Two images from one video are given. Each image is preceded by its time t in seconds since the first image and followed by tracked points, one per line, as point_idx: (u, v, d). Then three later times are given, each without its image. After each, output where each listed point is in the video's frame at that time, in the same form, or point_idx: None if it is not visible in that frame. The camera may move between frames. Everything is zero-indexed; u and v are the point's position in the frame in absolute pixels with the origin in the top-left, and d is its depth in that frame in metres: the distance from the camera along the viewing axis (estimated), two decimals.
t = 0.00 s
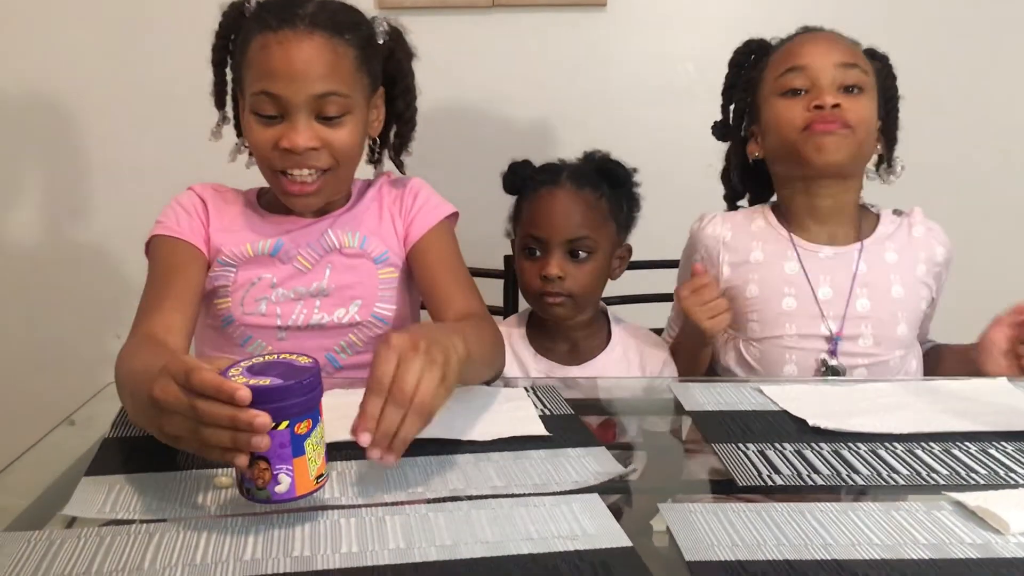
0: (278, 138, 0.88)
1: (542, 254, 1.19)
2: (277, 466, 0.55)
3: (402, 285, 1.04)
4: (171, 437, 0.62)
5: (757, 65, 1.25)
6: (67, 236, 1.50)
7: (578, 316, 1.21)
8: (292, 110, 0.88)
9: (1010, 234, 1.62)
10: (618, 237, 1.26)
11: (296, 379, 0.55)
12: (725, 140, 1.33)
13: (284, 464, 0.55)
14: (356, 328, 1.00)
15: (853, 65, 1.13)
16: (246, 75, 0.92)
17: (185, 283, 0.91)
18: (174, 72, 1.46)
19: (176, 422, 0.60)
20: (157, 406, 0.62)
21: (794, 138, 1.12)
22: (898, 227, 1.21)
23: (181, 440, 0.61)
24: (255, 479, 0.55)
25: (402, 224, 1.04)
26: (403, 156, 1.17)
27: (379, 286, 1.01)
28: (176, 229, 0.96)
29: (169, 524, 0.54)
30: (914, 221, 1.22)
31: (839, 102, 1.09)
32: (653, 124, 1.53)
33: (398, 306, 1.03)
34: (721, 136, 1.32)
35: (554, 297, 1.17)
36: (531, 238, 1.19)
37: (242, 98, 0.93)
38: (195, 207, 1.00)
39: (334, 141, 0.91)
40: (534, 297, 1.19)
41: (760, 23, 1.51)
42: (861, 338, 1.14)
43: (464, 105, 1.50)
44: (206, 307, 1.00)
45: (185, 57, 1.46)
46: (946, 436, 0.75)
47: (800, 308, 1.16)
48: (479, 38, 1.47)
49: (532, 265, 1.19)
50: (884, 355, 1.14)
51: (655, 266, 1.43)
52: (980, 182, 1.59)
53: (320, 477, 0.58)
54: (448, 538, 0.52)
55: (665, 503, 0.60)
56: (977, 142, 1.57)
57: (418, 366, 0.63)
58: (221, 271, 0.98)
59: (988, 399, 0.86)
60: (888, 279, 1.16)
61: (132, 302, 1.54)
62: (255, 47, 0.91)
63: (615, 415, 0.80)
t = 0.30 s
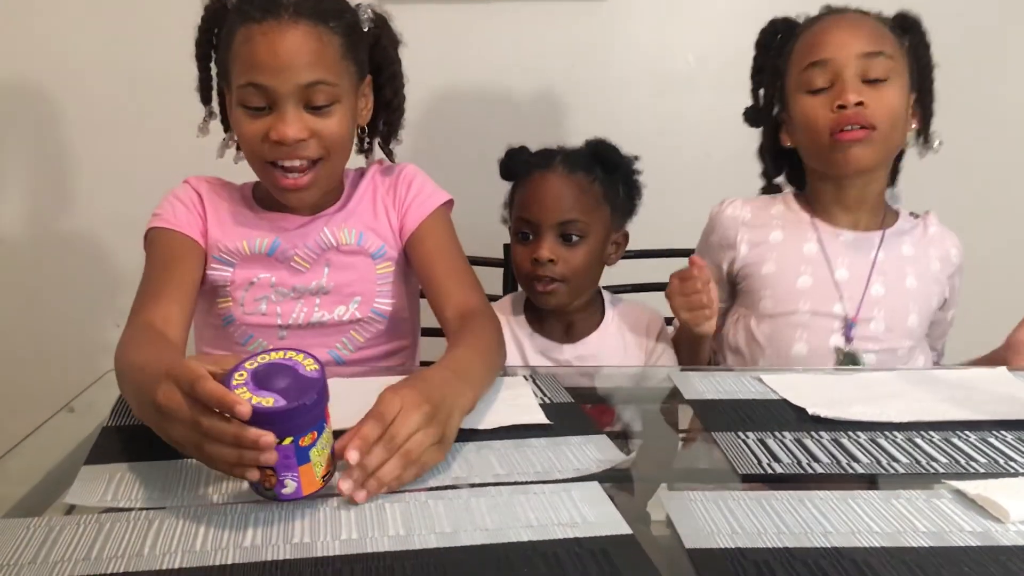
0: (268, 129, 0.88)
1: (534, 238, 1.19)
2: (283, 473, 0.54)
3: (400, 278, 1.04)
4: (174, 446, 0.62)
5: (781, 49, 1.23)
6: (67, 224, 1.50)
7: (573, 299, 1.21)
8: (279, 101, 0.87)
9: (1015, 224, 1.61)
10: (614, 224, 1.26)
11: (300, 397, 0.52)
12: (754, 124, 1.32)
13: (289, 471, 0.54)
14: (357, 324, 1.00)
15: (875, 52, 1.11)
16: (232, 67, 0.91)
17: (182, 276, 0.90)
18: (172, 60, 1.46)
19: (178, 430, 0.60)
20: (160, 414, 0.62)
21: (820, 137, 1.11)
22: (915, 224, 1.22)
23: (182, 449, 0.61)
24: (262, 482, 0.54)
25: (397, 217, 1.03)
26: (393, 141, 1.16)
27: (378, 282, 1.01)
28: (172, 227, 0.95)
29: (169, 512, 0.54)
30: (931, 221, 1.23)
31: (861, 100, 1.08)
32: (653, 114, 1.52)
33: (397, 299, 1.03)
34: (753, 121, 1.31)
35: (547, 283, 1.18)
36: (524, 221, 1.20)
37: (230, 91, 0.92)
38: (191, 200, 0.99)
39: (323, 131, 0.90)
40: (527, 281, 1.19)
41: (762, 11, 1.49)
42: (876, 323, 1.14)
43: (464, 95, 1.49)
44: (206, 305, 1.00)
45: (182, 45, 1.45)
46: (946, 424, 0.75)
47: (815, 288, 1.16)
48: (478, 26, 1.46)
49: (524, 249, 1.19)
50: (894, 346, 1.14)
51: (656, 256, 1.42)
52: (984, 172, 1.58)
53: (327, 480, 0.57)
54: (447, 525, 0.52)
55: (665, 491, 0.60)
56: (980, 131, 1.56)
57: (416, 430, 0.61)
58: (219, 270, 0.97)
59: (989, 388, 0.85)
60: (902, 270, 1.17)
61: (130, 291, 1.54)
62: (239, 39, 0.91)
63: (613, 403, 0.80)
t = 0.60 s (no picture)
0: (275, 119, 0.87)
1: (547, 231, 1.18)
2: (303, 479, 0.54)
3: (396, 283, 1.04)
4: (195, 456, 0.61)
5: (776, 72, 1.25)
6: (66, 225, 1.50)
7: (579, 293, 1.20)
8: (287, 91, 0.87)
9: (1015, 225, 1.61)
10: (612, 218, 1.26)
11: (324, 407, 0.53)
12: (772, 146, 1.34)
13: (310, 477, 0.54)
14: (352, 328, 1.01)
15: (847, 78, 1.12)
16: (237, 66, 0.91)
17: (181, 276, 0.90)
18: (171, 62, 1.46)
19: (201, 440, 0.59)
20: (183, 423, 0.61)
21: (805, 171, 1.15)
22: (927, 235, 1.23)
23: (205, 459, 0.59)
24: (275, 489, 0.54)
25: (394, 219, 1.04)
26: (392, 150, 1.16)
27: (374, 287, 1.02)
28: (171, 225, 0.95)
29: (168, 513, 0.54)
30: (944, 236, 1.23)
31: (834, 135, 1.10)
32: (652, 116, 1.53)
33: (392, 304, 1.04)
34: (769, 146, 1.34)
35: (562, 274, 1.17)
36: (537, 215, 1.18)
37: (234, 90, 0.91)
38: (190, 196, 0.99)
39: (329, 124, 0.90)
40: (540, 274, 1.18)
41: (761, 14, 1.50)
42: (886, 326, 1.15)
43: (463, 96, 1.49)
44: (202, 306, 1.00)
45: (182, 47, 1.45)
46: (945, 426, 0.75)
47: (829, 286, 1.17)
48: (477, 28, 1.46)
49: (537, 242, 1.18)
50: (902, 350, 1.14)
51: (655, 258, 1.42)
52: (983, 174, 1.58)
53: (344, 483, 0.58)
54: (446, 527, 0.52)
55: (664, 492, 0.60)
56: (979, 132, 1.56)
57: (403, 432, 0.60)
58: (215, 270, 0.97)
59: (988, 390, 0.85)
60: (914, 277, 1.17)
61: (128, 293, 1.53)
62: (246, 34, 0.91)
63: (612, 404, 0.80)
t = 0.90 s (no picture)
0: (267, 144, 0.88)
1: (597, 237, 1.24)
2: (292, 497, 0.54)
3: (389, 298, 1.04)
4: (184, 476, 0.60)
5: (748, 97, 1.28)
6: (60, 242, 1.50)
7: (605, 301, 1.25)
8: (279, 115, 0.88)
9: (1005, 240, 1.62)
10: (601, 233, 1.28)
11: (311, 424, 0.53)
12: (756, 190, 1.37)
13: (299, 496, 0.54)
14: (347, 345, 1.01)
15: (804, 88, 1.14)
16: (228, 91, 0.92)
17: (173, 294, 0.90)
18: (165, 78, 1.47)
19: (189, 459, 0.59)
20: (172, 442, 0.60)
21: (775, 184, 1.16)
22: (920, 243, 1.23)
23: (194, 478, 0.59)
24: (265, 509, 0.54)
25: (387, 235, 1.04)
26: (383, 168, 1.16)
27: (367, 302, 1.02)
28: (163, 246, 0.95)
29: (158, 532, 0.54)
30: (936, 239, 1.24)
31: (794, 144, 1.12)
32: (644, 132, 1.54)
33: (387, 319, 1.04)
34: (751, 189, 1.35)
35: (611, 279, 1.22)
36: (586, 222, 1.23)
37: (226, 114, 0.92)
38: (182, 219, 0.99)
39: (322, 147, 0.90)
40: (599, 280, 1.21)
41: (751, 34, 1.52)
42: (886, 350, 1.15)
43: (456, 113, 1.50)
44: (196, 325, 1.00)
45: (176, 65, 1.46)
46: (934, 442, 0.76)
47: (826, 316, 1.17)
48: (470, 46, 1.48)
49: (591, 250, 1.22)
50: (904, 372, 1.15)
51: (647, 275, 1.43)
52: (972, 191, 1.60)
53: (335, 502, 0.57)
54: (437, 545, 0.52)
55: (654, 510, 0.60)
56: (967, 149, 1.58)
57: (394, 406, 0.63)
58: (209, 290, 0.97)
59: (976, 406, 0.86)
60: (910, 295, 1.18)
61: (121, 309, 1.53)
62: (236, 58, 0.92)
63: (604, 421, 0.80)
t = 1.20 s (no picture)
0: (249, 165, 0.88)
1: (579, 257, 1.25)
2: (268, 516, 0.54)
3: (372, 317, 1.04)
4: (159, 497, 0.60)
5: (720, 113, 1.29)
6: (46, 261, 1.50)
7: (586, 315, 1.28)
8: (261, 136, 0.88)
9: (987, 257, 1.64)
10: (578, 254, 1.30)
11: (284, 443, 0.53)
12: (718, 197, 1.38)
13: (275, 515, 0.54)
14: (330, 364, 1.01)
15: (768, 124, 1.15)
16: (210, 111, 0.92)
17: (154, 313, 0.90)
18: (151, 96, 1.47)
19: (163, 480, 0.59)
20: (145, 464, 0.60)
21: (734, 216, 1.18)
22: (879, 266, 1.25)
23: (167, 499, 0.59)
24: (239, 528, 0.54)
25: (369, 254, 1.04)
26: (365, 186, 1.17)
27: (350, 321, 1.02)
28: (143, 266, 0.95)
29: (137, 551, 0.54)
30: (895, 263, 1.26)
31: (755, 179, 1.14)
32: (628, 152, 1.55)
33: (369, 338, 1.04)
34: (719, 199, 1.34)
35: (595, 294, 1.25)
36: (569, 241, 1.24)
37: (208, 135, 0.92)
38: (163, 238, 0.99)
39: (304, 167, 0.91)
40: (585, 297, 1.23)
41: (735, 55, 1.53)
42: (839, 381, 1.19)
43: (443, 131, 1.52)
44: (177, 344, 1.00)
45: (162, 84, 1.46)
46: (914, 459, 0.76)
47: (781, 352, 1.20)
48: (456, 65, 1.49)
49: (573, 269, 1.23)
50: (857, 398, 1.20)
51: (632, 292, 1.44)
52: (955, 210, 1.62)
53: (310, 519, 0.57)
54: (417, 563, 0.52)
55: (636, 527, 0.60)
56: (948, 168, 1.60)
57: (343, 439, 0.63)
58: (190, 309, 0.97)
59: (956, 423, 0.87)
60: (864, 325, 1.21)
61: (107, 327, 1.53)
62: (217, 78, 0.92)
63: (586, 439, 0.80)
